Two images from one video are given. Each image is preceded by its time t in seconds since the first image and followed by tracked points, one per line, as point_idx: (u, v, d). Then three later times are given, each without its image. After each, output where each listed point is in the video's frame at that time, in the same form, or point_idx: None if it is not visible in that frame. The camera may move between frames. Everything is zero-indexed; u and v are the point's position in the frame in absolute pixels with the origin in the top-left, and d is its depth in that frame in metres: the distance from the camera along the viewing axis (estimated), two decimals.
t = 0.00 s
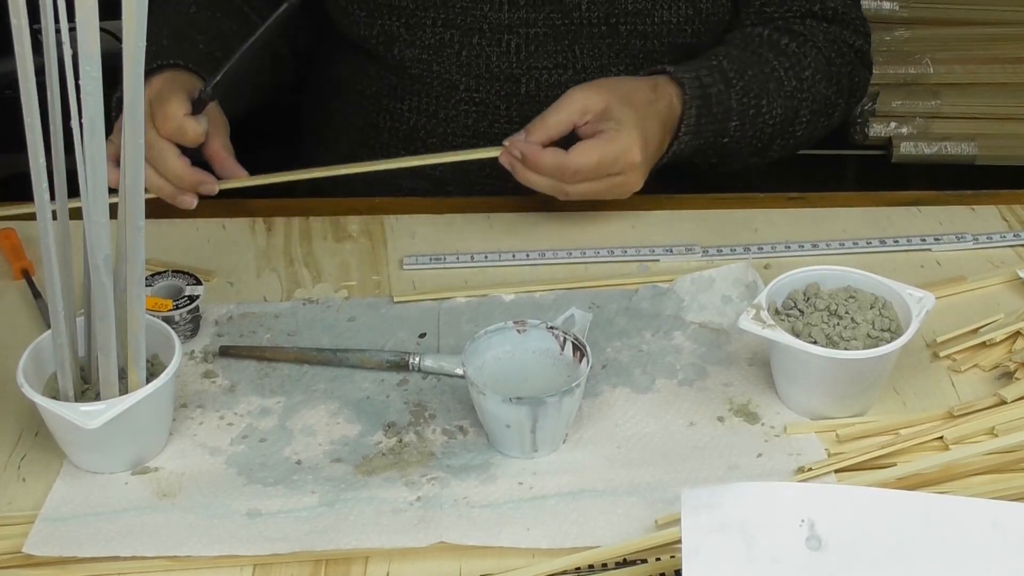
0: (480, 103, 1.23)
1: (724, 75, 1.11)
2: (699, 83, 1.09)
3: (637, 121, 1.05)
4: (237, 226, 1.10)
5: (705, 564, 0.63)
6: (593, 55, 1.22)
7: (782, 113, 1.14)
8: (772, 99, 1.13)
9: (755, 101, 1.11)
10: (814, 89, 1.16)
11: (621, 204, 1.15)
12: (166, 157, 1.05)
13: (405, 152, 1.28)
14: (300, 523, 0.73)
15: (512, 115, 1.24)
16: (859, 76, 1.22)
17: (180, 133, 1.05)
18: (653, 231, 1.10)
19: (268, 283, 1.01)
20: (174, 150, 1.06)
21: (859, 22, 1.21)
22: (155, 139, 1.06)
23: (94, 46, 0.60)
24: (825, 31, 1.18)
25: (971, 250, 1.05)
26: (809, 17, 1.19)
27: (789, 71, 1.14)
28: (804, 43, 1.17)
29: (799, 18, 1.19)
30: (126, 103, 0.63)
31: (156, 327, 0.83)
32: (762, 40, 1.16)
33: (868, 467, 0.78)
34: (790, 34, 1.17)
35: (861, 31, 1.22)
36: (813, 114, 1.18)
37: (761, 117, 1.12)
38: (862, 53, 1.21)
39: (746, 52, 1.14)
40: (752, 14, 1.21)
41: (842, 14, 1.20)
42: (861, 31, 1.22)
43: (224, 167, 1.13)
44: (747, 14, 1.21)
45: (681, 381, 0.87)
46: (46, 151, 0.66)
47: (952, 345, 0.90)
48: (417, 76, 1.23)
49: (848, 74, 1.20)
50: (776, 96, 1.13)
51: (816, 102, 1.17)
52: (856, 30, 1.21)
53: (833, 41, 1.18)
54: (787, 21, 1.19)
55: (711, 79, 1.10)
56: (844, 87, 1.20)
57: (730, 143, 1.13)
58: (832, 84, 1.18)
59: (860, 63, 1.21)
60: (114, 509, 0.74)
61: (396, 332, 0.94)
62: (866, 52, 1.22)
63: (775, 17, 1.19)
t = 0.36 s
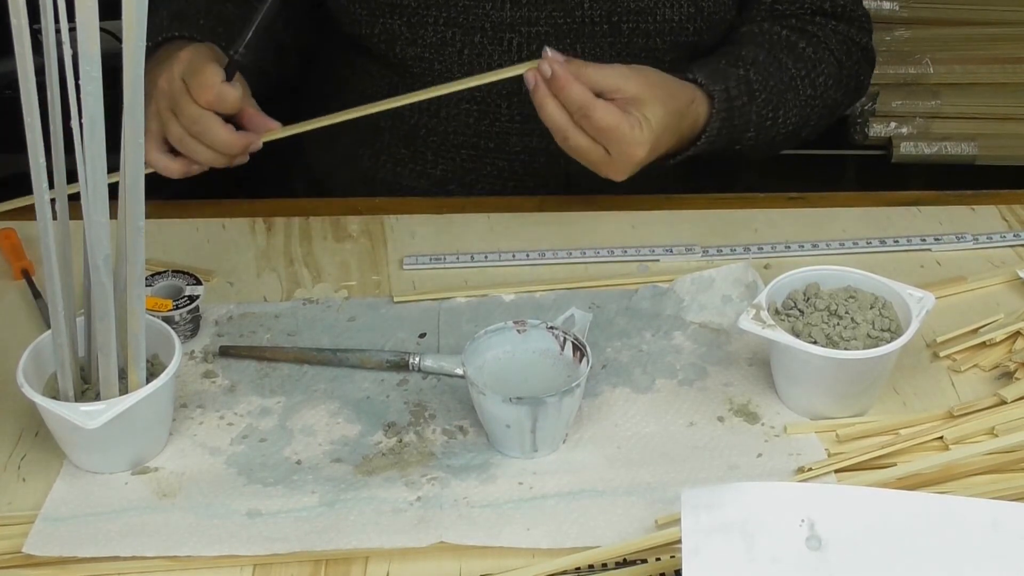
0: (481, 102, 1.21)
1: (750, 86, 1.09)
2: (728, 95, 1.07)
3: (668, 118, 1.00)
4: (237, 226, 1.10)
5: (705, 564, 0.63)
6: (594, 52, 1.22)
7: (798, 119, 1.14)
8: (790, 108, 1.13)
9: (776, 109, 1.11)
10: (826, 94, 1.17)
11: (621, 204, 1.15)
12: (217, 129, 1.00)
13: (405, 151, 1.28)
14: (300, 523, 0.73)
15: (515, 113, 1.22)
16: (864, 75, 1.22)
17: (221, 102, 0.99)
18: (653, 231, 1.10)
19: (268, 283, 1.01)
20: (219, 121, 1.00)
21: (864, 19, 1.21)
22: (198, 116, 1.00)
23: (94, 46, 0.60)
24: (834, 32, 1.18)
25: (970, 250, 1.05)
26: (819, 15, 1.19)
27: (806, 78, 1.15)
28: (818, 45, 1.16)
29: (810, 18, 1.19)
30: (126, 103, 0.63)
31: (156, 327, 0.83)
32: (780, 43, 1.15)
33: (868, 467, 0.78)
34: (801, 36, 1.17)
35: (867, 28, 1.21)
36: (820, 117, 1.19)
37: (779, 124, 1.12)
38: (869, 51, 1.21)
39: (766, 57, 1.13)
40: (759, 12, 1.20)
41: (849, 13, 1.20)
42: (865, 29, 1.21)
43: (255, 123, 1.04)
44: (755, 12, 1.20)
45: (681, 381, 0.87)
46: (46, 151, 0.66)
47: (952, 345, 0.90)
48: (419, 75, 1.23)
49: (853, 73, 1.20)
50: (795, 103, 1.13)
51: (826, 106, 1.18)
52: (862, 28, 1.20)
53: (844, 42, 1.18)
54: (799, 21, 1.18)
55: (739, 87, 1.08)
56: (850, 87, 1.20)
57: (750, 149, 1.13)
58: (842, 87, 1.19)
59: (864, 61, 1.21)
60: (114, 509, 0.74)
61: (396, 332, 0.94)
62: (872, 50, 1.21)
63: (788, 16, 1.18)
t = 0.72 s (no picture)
0: (482, 102, 1.22)
1: (736, 92, 1.09)
2: (716, 98, 1.07)
3: (672, 108, 1.02)
4: (237, 226, 1.10)
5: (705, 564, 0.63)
6: (595, 54, 1.22)
7: (791, 126, 1.15)
8: (780, 116, 1.13)
9: (768, 114, 1.11)
10: (819, 102, 1.17)
11: (621, 204, 1.15)
12: (219, 132, 0.99)
13: (405, 151, 1.28)
14: (300, 523, 0.73)
15: (515, 114, 1.22)
16: (862, 81, 1.22)
17: (221, 105, 0.98)
18: (654, 231, 1.10)
19: (268, 283, 1.01)
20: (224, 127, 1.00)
21: (862, 26, 1.20)
22: (198, 121, 1.00)
23: (94, 46, 0.60)
24: (831, 39, 1.18)
25: (970, 250, 1.05)
26: (819, 21, 1.18)
27: (799, 85, 1.15)
28: (813, 52, 1.16)
29: (809, 23, 1.18)
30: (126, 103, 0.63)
31: (156, 327, 0.83)
32: (773, 51, 1.16)
33: (868, 467, 0.78)
34: (795, 43, 1.17)
35: (866, 34, 1.21)
36: (816, 123, 1.19)
37: (771, 129, 1.12)
38: (867, 58, 1.20)
39: (756, 65, 1.13)
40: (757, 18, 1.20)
41: (848, 19, 1.19)
42: (864, 36, 1.20)
43: (253, 117, 1.03)
44: (755, 15, 1.20)
45: (681, 381, 0.87)
46: (46, 151, 0.66)
47: (952, 345, 0.90)
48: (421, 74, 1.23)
49: (851, 78, 1.20)
50: (788, 110, 1.13)
51: (821, 113, 1.18)
52: (861, 35, 1.20)
53: (841, 50, 1.18)
54: (797, 27, 1.18)
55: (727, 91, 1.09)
56: (846, 95, 1.20)
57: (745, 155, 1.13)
58: (837, 94, 1.19)
59: (863, 68, 1.21)
60: (113, 509, 0.74)
61: (396, 333, 0.94)
62: (870, 57, 1.21)
63: (786, 21, 1.18)
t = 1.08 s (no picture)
0: (485, 102, 1.23)
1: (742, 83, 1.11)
2: (724, 88, 1.10)
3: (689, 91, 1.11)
4: (237, 226, 1.10)
5: (705, 565, 0.63)
6: (599, 55, 1.21)
7: (808, 113, 1.14)
8: (791, 107, 1.13)
9: (781, 103, 1.12)
10: (831, 93, 1.16)
11: (622, 204, 1.15)
12: (236, 161, 1.02)
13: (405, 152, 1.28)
14: (300, 523, 0.73)
15: (518, 113, 1.23)
16: (868, 75, 1.21)
17: (237, 138, 1.01)
18: (654, 231, 1.10)
19: (268, 283, 1.01)
20: (240, 154, 1.02)
21: (865, 19, 1.21)
22: (215, 148, 1.02)
23: (93, 47, 0.60)
24: (836, 31, 1.18)
25: (971, 250, 1.05)
26: (824, 19, 1.19)
27: (810, 72, 1.14)
28: (821, 44, 1.16)
29: (814, 19, 1.18)
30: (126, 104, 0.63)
31: (156, 327, 0.83)
32: (782, 44, 1.16)
33: (868, 467, 0.78)
34: (801, 36, 1.17)
35: (871, 30, 1.21)
36: (831, 114, 1.18)
37: (783, 119, 1.12)
38: (873, 50, 1.20)
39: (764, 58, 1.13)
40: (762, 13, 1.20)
41: (851, 14, 1.19)
42: (869, 28, 1.21)
43: (271, 146, 1.05)
44: (760, 14, 1.20)
45: (681, 381, 0.87)
46: (46, 152, 0.66)
47: (952, 344, 0.90)
48: (424, 74, 1.23)
49: (859, 70, 1.19)
50: (802, 96, 1.13)
51: (835, 102, 1.17)
52: (865, 28, 1.20)
53: (848, 42, 1.18)
54: (804, 23, 1.18)
55: (734, 82, 1.11)
56: (855, 86, 1.20)
57: (761, 146, 1.14)
58: (847, 85, 1.18)
59: (868, 61, 1.21)
60: (114, 509, 0.74)
61: (396, 333, 0.94)
62: (875, 49, 1.21)
63: (792, 18, 1.18)
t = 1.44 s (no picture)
0: (485, 103, 1.23)
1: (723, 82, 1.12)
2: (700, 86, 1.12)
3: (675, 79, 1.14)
4: (237, 226, 1.10)
5: (705, 565, 0.63)
6: (601, 56, 1.21)
7: (794, 112, 1.14)
8: (780, 107, 1.13)
9: (763, 98, 1.12)
10: (823, 95, 1.16)
11: (622, 204, 1.15)
12: (244, 170, 1.02)
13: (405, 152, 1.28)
14: (300, 523, 0.73)
15: (518, 114, 1.23)
16: (867, 77, 1.21)
17: (245, 146, 1.01)
18: (654, 231, 1.10)
19: (269, 283, 1.01)
20: (246, 162, 1.02)
21: (865, 22, 1.20)
22: (223, 157, 1.02)
23: (93, 46, 0.60)
24: (833, 34, 1.18)
25: (971, 250, 1.05)
26: (822, 21, 1.19)
27: (798, 73, 1.15)
28: (814, 46, 1.16)
29: (812, 22, 1.19)
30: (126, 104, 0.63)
31: (156, 327, 0.83)
32: (771, 47, 1.16)
33: (868, 467, 0.78)
34: (796, 38, 1.17)
35: (871, 32, 1.20)
36: (824, 115, 1.18)
37: (767, 116, 1.13)
38: (872, 54, 1.20)
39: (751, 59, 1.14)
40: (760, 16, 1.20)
41: (851, 17, 1.19)
42: (870, 31, 1.20)
43: (279, 153, 1.06)
44: (758, 15, 1.21)
45: (681, 381, 0.87)
46: (46, 152, 0.66)
47: (952, 344, 0.90)
48: (425, 74, 1.23)
49: (856, 72, 1.19)
50: (786, 95, 1.13)
51: (828, 104, 1.17)
52: (865, 31, 1.19)
53: (844, 45, 1.17)
54: (800, 26, 1.18)
55: (710, 82, 1.13)
56: (852, 89, 1.20)
57: (747, 142, 1.15)
58: (841, 87, 1.18)
59: (868, 64, 1.20)
60: (114, 509, 0.74)
61: (396, 333, 0.94)
62: (875, 52, 1.20)
63: (789, 21, 1.19)
